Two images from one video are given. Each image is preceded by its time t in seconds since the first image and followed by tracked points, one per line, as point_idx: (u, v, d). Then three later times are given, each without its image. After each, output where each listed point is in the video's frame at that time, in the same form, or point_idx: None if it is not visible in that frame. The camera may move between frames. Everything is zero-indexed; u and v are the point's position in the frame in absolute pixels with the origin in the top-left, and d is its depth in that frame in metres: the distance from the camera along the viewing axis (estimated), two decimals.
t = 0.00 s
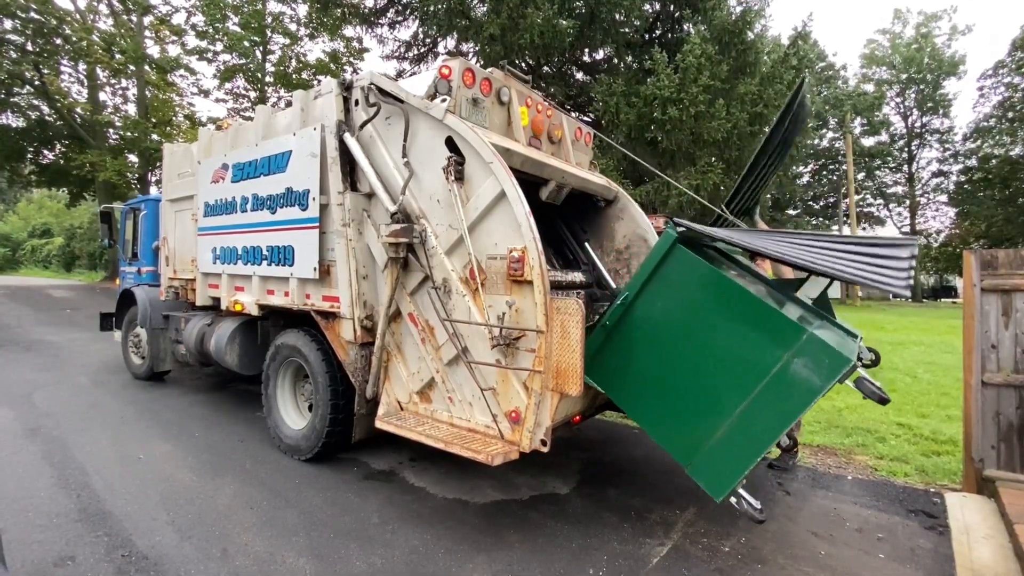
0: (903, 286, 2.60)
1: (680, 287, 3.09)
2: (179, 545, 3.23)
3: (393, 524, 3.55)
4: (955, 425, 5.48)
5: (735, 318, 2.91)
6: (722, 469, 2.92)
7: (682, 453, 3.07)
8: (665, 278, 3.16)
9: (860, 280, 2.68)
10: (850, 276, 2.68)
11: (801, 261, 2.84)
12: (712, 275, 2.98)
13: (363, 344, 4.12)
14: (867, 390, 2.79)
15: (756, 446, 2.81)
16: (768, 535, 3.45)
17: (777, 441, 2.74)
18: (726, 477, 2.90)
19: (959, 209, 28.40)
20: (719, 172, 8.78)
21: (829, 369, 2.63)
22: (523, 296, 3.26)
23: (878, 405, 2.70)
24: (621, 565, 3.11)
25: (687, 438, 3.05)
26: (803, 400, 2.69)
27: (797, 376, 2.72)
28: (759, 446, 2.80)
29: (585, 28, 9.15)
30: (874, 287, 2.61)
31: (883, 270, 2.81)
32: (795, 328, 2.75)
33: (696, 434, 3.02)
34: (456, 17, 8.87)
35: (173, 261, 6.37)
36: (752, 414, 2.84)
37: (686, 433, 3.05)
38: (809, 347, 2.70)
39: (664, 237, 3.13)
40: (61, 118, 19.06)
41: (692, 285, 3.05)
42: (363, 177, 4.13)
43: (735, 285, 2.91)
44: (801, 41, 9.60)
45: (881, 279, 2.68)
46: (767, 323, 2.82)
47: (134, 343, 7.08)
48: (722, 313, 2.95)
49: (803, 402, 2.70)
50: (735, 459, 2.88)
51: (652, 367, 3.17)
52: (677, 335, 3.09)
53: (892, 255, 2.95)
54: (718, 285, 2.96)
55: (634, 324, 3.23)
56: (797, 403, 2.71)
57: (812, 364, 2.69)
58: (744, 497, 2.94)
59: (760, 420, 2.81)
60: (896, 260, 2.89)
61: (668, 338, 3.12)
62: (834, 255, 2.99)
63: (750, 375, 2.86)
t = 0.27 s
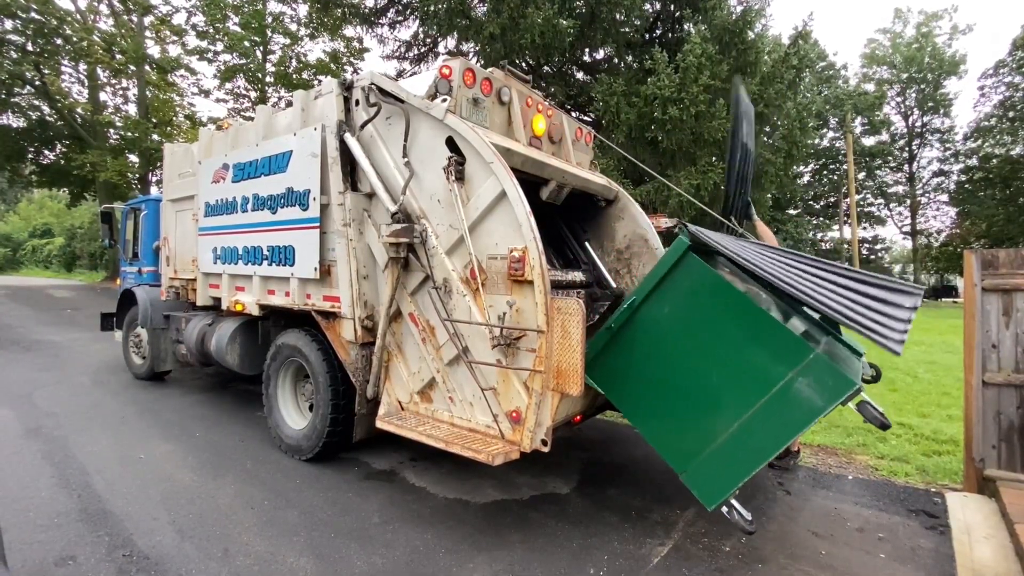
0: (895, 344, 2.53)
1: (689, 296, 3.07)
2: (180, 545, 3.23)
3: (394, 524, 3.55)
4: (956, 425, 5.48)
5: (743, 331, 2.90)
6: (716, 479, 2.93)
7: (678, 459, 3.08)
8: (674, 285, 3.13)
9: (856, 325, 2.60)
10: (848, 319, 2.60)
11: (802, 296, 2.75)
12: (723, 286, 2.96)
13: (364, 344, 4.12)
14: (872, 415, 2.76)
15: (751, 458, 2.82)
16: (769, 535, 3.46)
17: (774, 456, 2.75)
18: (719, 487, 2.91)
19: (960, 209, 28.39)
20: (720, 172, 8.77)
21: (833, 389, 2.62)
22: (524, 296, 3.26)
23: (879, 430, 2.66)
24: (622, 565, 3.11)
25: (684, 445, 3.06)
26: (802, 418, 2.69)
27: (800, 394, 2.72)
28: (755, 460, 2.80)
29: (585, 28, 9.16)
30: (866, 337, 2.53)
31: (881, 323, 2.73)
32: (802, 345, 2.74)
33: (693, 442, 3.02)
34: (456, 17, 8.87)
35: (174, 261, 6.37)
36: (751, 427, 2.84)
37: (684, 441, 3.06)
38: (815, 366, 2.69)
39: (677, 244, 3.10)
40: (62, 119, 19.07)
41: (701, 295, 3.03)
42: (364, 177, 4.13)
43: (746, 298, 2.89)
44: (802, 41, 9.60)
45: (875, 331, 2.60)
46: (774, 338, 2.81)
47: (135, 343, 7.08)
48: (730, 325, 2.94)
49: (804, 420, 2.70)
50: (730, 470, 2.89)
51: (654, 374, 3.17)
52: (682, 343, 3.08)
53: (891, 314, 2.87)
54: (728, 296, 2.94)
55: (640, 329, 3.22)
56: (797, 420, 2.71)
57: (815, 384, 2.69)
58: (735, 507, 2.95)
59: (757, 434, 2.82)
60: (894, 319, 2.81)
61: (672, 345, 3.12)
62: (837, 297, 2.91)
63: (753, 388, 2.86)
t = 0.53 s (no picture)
0: (898, 375, 2.46)
1: (697, 306, 3.03)
2: (181, 545, 3.24)
3: (394, 524, 3.55)
4: (957, 424, 5.48)
5: (750, 346, 2.87)
6: (710, 486, 2.96)
7: (674, 465, 3.11)
8: (684, 292, 3.08)
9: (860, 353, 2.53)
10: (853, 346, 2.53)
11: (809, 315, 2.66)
12: (734, 299, 2.91)
13: (364, 343, 4.12)
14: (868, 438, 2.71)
15: (746, 471, 2.85)
16: (769, 534, 3.46)
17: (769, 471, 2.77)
18: (711, 495, 2.95)
19: (961, 209, 28.38)
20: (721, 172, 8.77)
21: (835, 413, 2.62)
22: (524, 296, 3.26)
23: (879, 457, 2.61)
24: (622, 565, 3.11)
25: (681, 451, 3.08)
26: (801, 438, 2.70)
27: (801, 414, 2.72)
28: (751, 472, 2.83)
29: (586, 27, 9.16)
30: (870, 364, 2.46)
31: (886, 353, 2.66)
32: (809, 365, 2.71)
33: (691, 448, 3.05)
34: (456, 17, 8.87)
35: (175, 261, 6.38)
36: (748, 441, 2.86)
37: (682, 447, 3.08)
38: (819, 388, 2.68)
39: (691, 251, 3.02)
40: (62, 119, 19.08)
41: (711, 304, 2.99)
42: (365, 176, 4.14)
43: (755, 313, 2.85)
44: (802, 41, 9.61)
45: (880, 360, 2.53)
46: (781, 355, 2.78)
47: (136, 343, 7.09)
48: (736, 338, 2.91)
49: (802, 439, 2.71)
50: (724, 479, 2.92)
51: (657, 378, 3.17)
52: (687, 353, 3.07)
53: (895, 346, 2.80)
54: (738, 307, 2.90)
55: (645, 333, 3.20)
56: (795, 438, 2.72)
57: (818, 405, 2.68)
58: (725, 517, 2.98)
59: (754, 449, 2.83)
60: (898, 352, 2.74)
61: (677, 352, 3.11)
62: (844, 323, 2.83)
63: (754, 401, 2.86)
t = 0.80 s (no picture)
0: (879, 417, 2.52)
1: (704, 313, 3.02)
2: (182, 544, 3.24)
3: (395, 523, 3.56)
4: (958, 424, 5.47)
5: (754, 355, 2.86)
6: (706, 491, 2.97)
7: (672, 469, 3.12)
8: (691, 297, 3.06)
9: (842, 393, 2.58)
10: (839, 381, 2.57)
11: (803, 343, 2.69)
12: (740, 308, 2.90)
13: (365, 343, 4.12)
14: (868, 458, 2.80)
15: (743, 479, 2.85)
16: (770, 534, 3.45)
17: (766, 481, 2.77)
18: (707, 500, 2.96)
19: (962, 208, 28.34)
20: (722, 172, 8.75)
21: (836, 429, 2.61)
22: (525, 296, 3.26)
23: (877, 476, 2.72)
24: (623, 564, 3.11)
25: (680, 456, 3.08)
26: (799, 450, 2.70)
27: (801, 427, 2.71)
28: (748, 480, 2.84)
29: (586, 27, 9.16)
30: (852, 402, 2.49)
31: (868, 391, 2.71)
32: (813, 380, 2.70)
33: (689, 452, 3.05)
34: (456, 16, 8.87)
35: (176, 261, 6.38)
36: (746, 450, 2.86)
37: (681, 451, 3.08)
38: (821, 404, 2.66)
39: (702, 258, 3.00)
40: (63, 119, 19.10)
41: (718, 312, 2.97)
42: (365, 176, 4.14)
43: (761, 323, 2.84)
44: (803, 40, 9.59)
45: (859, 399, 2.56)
46: (785, 368, 2.78)
47: (137, 343, 7.09)
48: (741, 348, 2.91)
49: (800, 453, 2.70)
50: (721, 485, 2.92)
51: (659, 381, 3.17)
52: (691, 358, 3.06)
53: (878, 383, 2.86)
54: (745, 316, 2.89)
55: (650, 336, 3.20)
56: (794, 450, 2.72)
57: (819, 419, 2.67)
58: (717, 523, 3.04)
59: (752, 458, 2.84)
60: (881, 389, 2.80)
61: (680, 357, 3.10)
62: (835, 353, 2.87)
63: (756, 410, 2.85)
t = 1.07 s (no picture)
0: (890, 408, 2.47)
1: (704, 313, 3.02)
2: (183, 544, 3.24)
3: (396, 523, 3.56)
4: (959, 423, 5.47)
5: (755, 354, 2.86)
6: (707, 491, 2.97)
7: (673, 468, 3.12)
8: (692, 297, 3.06)
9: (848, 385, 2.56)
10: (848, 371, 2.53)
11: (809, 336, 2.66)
12: (741, 307, 2.90)
13: (366, 343, 4.12)
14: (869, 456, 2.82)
15: (743, 479, 2.85)
16: (770, 534, 3.46)
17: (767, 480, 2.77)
18: (707, 499, 2.96)
19: (963, 207, 28.31)
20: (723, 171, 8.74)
21: (836, 428, 2.61)
22: (525, 296, 3.26)
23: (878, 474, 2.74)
24: (623, 564, 3.11)
25: (681, 455, 3.08)
26: (800, 450, 2.70)
27: (802, 427, 2.71)
28: (748, 479, 2.84)
29: (587, 26, 9.17)
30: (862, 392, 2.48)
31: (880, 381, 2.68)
32: (814, 379, 2.70)
33: (690, 451, 3.05)
34: (456, 16, 8.87)
35: (177, 261, 6.38)
36: (747, 449, 2.86)
37: (682, 451, 3.08)
38: (822, 403, 2.67)
39: (703, 257, 3.00)
40: (64, 119, 19.11)
41: (719, 311, 2.97)
42: (366, 176, 4.14)
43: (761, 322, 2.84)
44: (804, 40, 9.59)
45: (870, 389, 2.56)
46: (786, 367, 2.78)
47: (138, 342, 7.10)
48: (742, 347, 2.91)
49: (801, 451, 2.71)
50: (722, 485, 2.92)
51: (660, 380, 3.17)
52: (691, 358, 3.07)
53: (889, 375, 2.82)
54: (746, 315, 2.88)
55: (650, 335, 3.20)
56: (794, 449, 2.72)
57: (819, 418, 2.67)
58: (718, 522, 3.07)
59: (753, 458, 2.83)
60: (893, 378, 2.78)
61: (681, 356, 3.10)
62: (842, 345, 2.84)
63: (757, 409, 2.85)
